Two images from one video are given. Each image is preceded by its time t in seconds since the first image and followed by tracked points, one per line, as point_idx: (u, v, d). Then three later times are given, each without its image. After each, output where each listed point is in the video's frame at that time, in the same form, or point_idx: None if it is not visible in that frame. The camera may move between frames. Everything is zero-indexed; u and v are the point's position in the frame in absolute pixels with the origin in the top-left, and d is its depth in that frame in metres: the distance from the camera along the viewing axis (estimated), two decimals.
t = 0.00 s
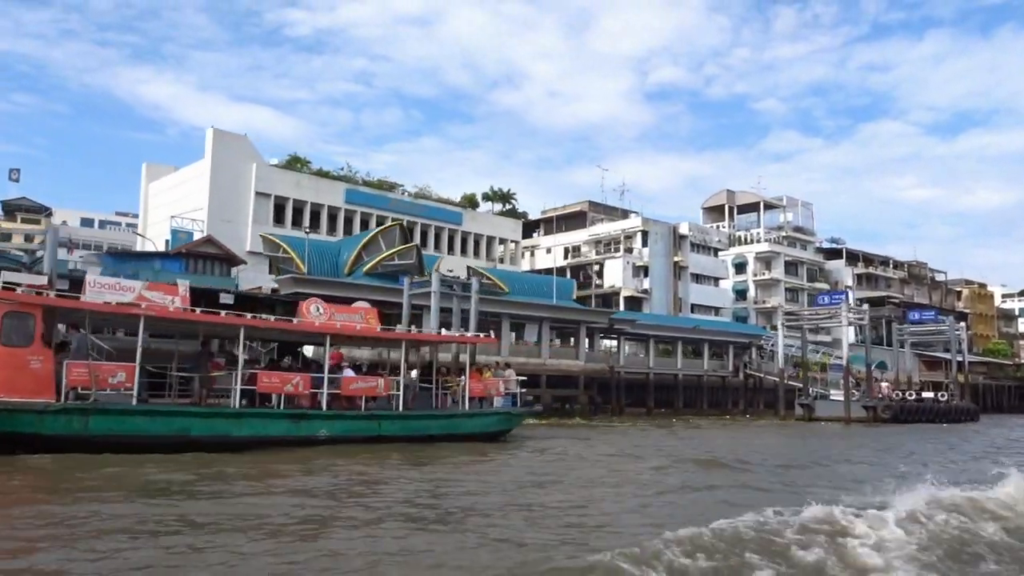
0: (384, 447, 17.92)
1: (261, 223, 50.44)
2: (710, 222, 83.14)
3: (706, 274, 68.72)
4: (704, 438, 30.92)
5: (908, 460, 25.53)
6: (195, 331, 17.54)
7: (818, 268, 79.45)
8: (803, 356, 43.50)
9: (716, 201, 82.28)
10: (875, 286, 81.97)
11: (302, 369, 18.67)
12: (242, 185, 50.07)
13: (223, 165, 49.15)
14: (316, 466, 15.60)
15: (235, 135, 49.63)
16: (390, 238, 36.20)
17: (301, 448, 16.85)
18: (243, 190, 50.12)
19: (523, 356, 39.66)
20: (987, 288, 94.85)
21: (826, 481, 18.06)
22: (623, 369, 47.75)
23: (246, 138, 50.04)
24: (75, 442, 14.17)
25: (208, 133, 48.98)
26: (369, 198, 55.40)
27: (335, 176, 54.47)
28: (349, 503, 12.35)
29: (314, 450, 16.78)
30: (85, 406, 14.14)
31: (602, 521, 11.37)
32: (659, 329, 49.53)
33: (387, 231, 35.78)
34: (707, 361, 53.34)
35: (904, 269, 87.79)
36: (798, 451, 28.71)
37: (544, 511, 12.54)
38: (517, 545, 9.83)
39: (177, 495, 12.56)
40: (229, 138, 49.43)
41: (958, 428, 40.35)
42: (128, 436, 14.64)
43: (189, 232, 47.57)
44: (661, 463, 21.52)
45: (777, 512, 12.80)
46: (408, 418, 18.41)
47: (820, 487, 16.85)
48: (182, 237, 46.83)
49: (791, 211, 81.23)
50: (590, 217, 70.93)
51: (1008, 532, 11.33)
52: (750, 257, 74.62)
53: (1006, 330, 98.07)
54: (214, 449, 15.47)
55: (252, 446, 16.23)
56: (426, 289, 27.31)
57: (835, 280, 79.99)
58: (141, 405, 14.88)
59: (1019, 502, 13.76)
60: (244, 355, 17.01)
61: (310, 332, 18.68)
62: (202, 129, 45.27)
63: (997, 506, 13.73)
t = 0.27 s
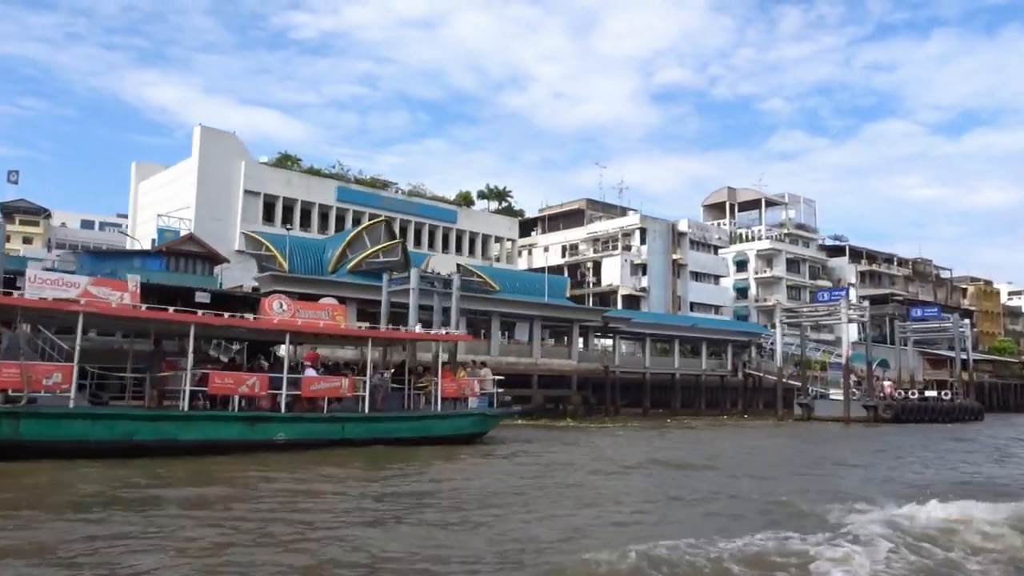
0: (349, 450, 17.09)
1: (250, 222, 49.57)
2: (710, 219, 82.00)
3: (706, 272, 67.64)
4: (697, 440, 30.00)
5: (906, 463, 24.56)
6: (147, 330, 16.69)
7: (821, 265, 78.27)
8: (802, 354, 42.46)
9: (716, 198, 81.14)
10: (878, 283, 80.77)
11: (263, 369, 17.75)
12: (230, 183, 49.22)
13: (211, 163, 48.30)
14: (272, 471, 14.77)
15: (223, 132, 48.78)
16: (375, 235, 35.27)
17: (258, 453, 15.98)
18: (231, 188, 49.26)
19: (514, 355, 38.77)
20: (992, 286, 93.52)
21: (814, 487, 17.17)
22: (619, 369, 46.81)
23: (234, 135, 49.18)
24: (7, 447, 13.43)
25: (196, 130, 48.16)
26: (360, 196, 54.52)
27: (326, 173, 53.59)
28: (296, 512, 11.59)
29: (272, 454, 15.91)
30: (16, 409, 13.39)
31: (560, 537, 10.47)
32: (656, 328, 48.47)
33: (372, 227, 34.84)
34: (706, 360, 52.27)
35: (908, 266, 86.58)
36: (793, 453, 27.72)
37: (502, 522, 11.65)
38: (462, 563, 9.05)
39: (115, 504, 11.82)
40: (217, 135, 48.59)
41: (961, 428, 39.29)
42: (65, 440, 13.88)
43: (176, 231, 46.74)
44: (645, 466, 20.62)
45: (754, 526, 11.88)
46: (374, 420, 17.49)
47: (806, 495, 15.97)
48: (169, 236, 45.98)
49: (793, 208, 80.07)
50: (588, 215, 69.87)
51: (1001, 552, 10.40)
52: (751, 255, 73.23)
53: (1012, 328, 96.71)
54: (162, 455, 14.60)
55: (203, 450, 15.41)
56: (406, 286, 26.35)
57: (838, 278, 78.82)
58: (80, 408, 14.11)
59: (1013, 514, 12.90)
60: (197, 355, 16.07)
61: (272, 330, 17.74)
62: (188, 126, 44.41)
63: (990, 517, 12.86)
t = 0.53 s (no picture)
0: (309, 453, 16.14)
1: (237, 220, 48.61)
2: (711, 219, 80.84)
3: (705, 272, 66.48)
4: (689, 442, 28.93)
5: (904, 468, 23.49)
6: (91, 328, 15.75)
7: (823, 266, 77.10)
8: (800, 356, 41.36)
9: (716, 197, 80.00)
10: (881, 284, 79.54)
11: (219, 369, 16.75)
12: (217, 181, 48.31)
13: (196, 160, 47.40)
14: (215, 478, 13.81)
15: (210, 128, 47.89)
16: (358, 231, 34.21)
17: (206, 459, 15.01)
18: (218, 186, 48.34)
19: (504, 356, 37.75)
20: (998, 287, 92.15)
21: (802, 493, 16.17)
22: (614, 370, 45.58)
23: (221, 131, 48.28)
24: None
25: (182, 126, 47.31)
26: (351, 194, 53.58)
27: (316, 171, 52.68)
28: (230, 521, 10.69)
29: (221, 459, 14.94)
30: None
31: (505, 552, 9.53)
32: (652, 329, 47.29)
33: (355, 224, 33.80)
34: (703, 362, 51.07)
35: (912, 267, 85.32)
36: (787, 458, 26.67)
37: (448, 536, 10.71)
38: None
39: (29, 511, 10.90)
40: (203, 131, 47.69)
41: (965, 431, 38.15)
42: None
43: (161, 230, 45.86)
44: (627, 470, 19.62)
45: (723, 537, 10.92)
46: (334, 423, 16.44)
47: (792, 501, 14.98)
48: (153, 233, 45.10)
49: (794, 208, 78.90)
50: (585, 214, 68.79)
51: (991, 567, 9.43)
52: (751, 255, 72.05)
53: (1018, 330, 95.30)
54: (96, 462, 13.69)
55: (145, 455, 14.54)
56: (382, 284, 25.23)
57: (840, 278, 77.64)
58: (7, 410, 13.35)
59: (1010, 522, 11.95)
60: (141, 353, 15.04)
61: (227, 328, 16.77)
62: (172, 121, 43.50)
63: (985, 527, 11.90)
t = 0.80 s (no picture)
0: (262, 457, 15.27)
1: (225, 217, 47.77)
2: (710, 218, 79.78)
3: (704, 271, 65.39)
4: (678, 444, 27.95)
5: (900, 471, 22.51)
6: (30, 322, 14.92)
7: (824, 265, 76.09)
8: (798, 356, 40.30)
9: (716, 196, 78.92)
10: (884, 283, 78.37)
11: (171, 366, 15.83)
12: (204, 177, 47.50)
13: (183, 155, 46.59)
14: (154, 483, 12.94)
15: (197, 123, 47.06)
16: (341, 227, 33.18)
17: (150, 463, 14.09)
18: (205, 182, 47.52)
19: (492, 356, 36.83)
20: (1003, 286, 90.89)
21: (785, 499, 15.23)
22: (608, 370, 44.52)
23: (208, 126, 47.45)
24: None
25: (168, 122, 46.50)
26: (342, 191, 52.72)
27: (306, 168, 51.82)
28: (148, 532, 9.83)
29: (167, 461, 14.10)
30: None
31: (440, 566, 8.66)
32: (647, 328, 46.25)
33: (338, 219, 32.77)
34: (700, 362, 49.99)
35: (915, 267, 84.16)
36: (780, 461, 25.69)
37: (387, 547, 9.83)
38: None
39: None
40: (190, 126, 46.87)
41: (967, 433, 37.11)
42: None
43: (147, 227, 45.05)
44: (606, 472, 18.69)
45: (688, 548, 10.02)
46: (292, 426, 15.51)
47: (771, 506, 14.06)
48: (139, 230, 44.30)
49: (795, 206, 77.81)
50: (582, 212, 67.81)
51: None
52: (751, 254, 71.01)
53: None
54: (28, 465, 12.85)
55: (82, 460, 13.60)
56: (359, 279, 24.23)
57: (842, 277, 76.52)
58: None
59: (1000, 535, 11.03)
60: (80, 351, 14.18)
61: (180, 324, 15.86)
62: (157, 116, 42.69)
63: (974, 538, 10.96)
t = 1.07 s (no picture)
0: (208, 456, 14.40)
1: (209, 212, 46.87)
2: (708, 217, 78.69)
3: (700, 270, 64.30)
4: (662, 447, 26.94)
5: (890, 478, 21.49)
6: None
7: (823, 265, 75.19)
8: (792, 357, 39.16)
9: (714, 194, 77.83)
10: (884, 284, 77.22)
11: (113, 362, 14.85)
12: (188, 171, 46.60)
13: (167, 148, 45.68)
14: (80, 487, 12.06)
15: (181, 116, 46.15)
16: (321, 221, 32.14)
17: (81, 464, 13.15)
18: (189, 176, 46.63)
19: (478, 355, 35.80)
20: (1005, 288, 89.67)
21: (760, 511, 14.29)
22: (600, 370, 43.44)
23: (193, 119, 46.54)
24: None
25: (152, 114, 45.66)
26: (331, 186, 51.81)
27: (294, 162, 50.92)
28: (45, 542, 8.99)
29: (102, 462, 13.22)
30: None
31: None
32: (640, 327, 45.17)
33: (317, 213, 31.72)
34: (693, 363, 48.88)
35: (916, 267, 82.99)
36: (766, 465, 24.68)
37: (309, 561, 8.97)
38: None
39: None
40: (174, 119, 45.97)
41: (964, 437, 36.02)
42: None
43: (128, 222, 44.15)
44: (578, 476, 17.71)
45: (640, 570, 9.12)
46: (240, 425, 14.49)
47: (742, 519, 13.10)
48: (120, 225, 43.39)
49: (794, 206, 76.71)
50: (577, 210, 66.80)
51: None
52: (749, 254, 69.94)
53: None
54: None
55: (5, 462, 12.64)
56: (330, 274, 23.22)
57: (841, 278, 75.41)
58: None
59: (983, 569, 10.07)
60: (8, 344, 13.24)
61: (124, 317, 14.88)
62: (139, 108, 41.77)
63: (952, 563, 10.03)
